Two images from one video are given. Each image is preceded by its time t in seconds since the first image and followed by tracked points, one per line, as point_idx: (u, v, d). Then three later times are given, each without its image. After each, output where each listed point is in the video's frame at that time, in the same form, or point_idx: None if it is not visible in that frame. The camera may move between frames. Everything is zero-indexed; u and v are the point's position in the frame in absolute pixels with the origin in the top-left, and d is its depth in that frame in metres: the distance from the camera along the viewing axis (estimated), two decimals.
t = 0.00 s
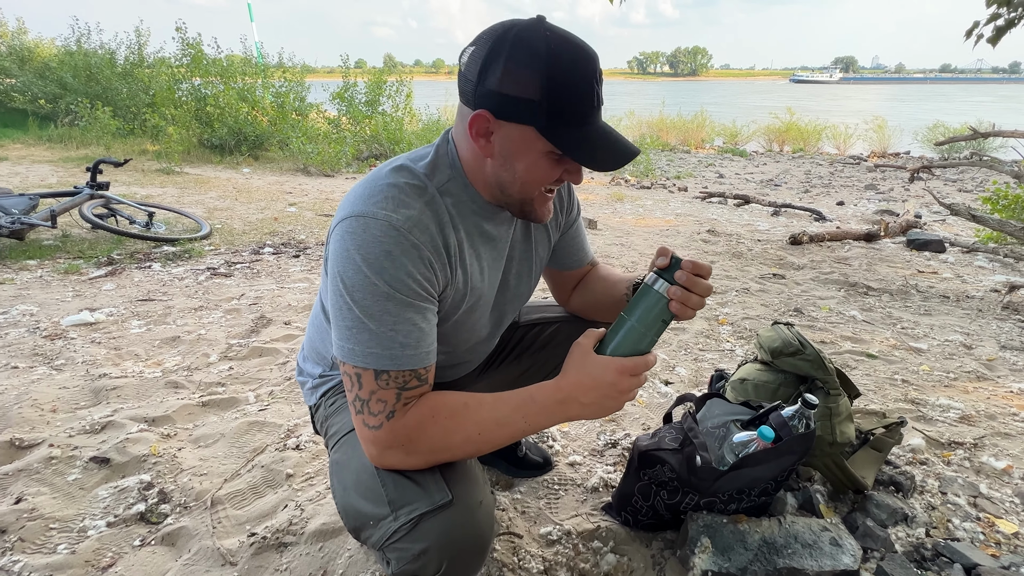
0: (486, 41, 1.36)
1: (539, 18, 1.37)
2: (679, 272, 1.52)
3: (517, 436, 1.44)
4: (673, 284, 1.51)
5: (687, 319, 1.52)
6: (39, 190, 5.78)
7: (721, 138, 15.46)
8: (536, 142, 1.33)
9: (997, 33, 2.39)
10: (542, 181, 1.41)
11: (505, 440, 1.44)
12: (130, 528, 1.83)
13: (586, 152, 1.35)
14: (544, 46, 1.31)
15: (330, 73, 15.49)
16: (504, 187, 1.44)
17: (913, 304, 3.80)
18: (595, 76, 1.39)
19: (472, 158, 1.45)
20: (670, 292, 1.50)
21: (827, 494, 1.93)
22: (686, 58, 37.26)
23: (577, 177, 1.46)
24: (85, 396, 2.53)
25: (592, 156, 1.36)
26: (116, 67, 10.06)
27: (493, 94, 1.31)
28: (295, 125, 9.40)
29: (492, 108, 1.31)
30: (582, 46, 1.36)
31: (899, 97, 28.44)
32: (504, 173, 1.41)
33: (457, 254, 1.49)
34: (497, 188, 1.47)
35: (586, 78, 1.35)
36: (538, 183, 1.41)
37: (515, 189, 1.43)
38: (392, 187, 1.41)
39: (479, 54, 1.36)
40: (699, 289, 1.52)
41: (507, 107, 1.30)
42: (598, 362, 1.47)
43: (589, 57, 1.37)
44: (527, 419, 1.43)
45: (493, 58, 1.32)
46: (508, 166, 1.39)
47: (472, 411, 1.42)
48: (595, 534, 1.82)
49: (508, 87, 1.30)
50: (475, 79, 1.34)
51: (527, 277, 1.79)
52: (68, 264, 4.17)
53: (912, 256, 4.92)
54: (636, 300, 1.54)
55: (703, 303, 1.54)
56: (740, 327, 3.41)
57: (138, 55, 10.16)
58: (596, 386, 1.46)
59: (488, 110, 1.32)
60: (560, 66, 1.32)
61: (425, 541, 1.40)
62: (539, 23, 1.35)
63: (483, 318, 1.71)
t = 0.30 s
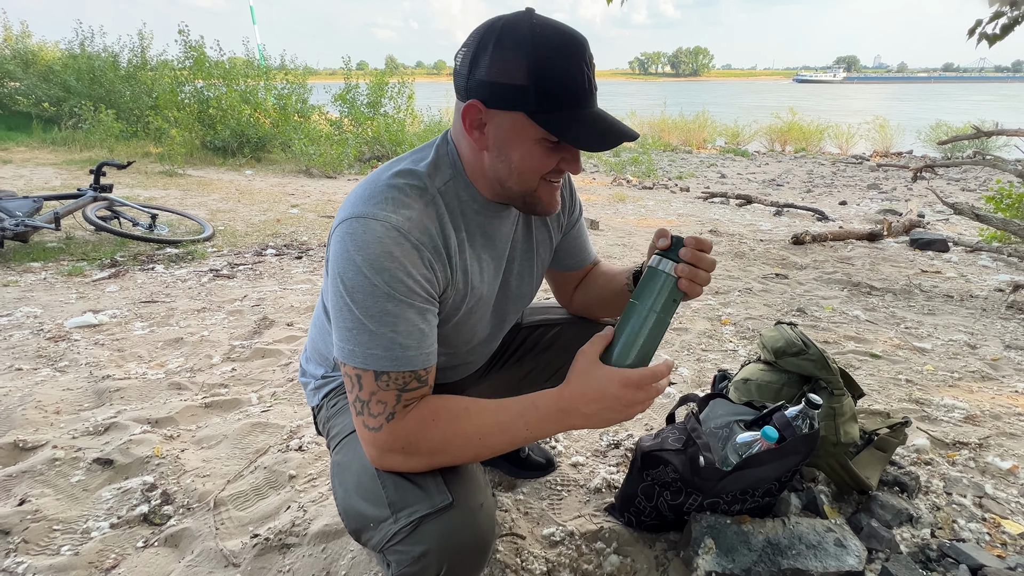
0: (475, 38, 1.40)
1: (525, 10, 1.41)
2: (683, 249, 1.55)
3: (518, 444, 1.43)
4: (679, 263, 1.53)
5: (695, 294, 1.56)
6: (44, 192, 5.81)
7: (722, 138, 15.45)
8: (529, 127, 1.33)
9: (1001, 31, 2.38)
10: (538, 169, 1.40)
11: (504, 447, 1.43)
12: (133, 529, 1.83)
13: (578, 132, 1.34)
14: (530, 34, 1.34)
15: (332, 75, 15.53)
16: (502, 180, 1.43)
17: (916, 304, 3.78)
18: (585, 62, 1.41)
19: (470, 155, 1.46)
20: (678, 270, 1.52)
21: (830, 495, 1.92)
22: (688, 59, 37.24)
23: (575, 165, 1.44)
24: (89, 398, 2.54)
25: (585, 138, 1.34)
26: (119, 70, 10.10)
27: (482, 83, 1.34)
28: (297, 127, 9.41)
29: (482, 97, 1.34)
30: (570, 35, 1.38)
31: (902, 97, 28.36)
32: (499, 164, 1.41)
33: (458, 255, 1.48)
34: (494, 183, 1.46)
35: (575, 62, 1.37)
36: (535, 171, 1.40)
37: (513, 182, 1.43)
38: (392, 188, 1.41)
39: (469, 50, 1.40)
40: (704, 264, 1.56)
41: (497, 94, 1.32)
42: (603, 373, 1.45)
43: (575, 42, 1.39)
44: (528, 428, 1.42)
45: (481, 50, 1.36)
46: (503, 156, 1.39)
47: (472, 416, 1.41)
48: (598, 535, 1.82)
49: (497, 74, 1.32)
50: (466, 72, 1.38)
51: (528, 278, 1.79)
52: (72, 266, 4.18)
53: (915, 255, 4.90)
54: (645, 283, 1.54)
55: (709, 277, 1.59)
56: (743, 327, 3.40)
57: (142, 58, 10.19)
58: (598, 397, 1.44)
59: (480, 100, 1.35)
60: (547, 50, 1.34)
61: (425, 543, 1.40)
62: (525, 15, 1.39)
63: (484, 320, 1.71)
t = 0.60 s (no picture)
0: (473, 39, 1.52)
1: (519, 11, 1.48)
2: (664, 227, 1.58)
3: (506, 415, 1.36)
4: (663, 242, 1.57)
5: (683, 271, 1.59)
6: (48, 196, 5.84)
7: (724, 139, 15.44)
8: (487, 98, 1.35)
9: (1004, 31, 2.37)
10: (497, 142, 1.37)
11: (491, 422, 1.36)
12: (137, 533, 1.84)
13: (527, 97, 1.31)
14: (506, 18, 1.40)
15: (333, 77, 15.56)
16: (473, 160, 1.44)
17: (919, 304, 3.77)
18: (562, 46, 1.40)
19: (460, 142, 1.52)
20: (665, 249, 1.56)
21: (833, 497, 1.92)
22: (689, 59, 37.22)
23: (540, 142, 1.38)
24: (93, 402, 2.55)
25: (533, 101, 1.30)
26: (122, 74, 10.14)
27: (463, 69, 1.44)
28: (300, 130, 9.43)
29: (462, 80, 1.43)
30: (546, 19, 1.40)
31: (904, 96, 28.29)
32: (471, 143, 1.43)
33: (459, 258, 1.49)
34: (472, 167, 1.47)
35: (548, 43, 1.38)
36: (495, 145, 1.37)
37: (479, 160, 1.41)
38: (395, 192, 1.42)
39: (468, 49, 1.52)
40: (688, 237, 1.57)
41: (469, 74, 1.40)
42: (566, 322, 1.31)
43: (554, 29, 1.40)
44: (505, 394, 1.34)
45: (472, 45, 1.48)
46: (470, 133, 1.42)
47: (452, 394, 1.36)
48: (600, 538, 1.82)
49: (473, 57, 1.41)
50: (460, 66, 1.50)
51: (530, 282, 1.80)
52: (76, 270, 4.20)
53: (918, 255, 4.89)
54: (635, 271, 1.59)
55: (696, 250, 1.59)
56: (745, 329, 3.40)
57: (145, 62, 10.24)
58: (566, 350, 1.29)
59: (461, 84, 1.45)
60: (517, 31, 1.38)
61: (427, 546, 1.40)
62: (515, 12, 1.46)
63: (487, 323, 1.71)
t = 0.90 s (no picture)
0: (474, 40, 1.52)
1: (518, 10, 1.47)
2: (632, 242, 1.52)
3: (519, 408, 1.43)
4: (632, 257, 1.53)
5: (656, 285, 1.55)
6: (51, 200, 5.86)
7: (726, 138, 15.42)
8: (484, 101, 1.35)
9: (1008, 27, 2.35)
10: (494, 145, 1.37)
11: (506, 418, 1.43)
12: (141, 535, 1.84)
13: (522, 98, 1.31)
14: (502, 19, 1.39)
15: (335, 79, 15.60)
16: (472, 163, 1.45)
17: (924, 303, 3.75)
18: (559, 46, 1.39)
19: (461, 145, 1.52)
20: (631, 266, 1.53)
21: (839, 497, 1.91)
22: (690, 59, 37.19)
23: (538, 144, 1.37)
24: (97, 404, 2.56)
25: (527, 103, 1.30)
26: (125, 78, 10.18)
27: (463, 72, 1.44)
28: (302, 132, 9.43)
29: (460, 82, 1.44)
30: (543, 19, 1.39)
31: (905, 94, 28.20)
32: (471, 145, 1.43)
33: (465, 259, 1.49)
34: (473, 169, 1.47)
35: (544, 43, 1.37)
36: (493, 147, 1.37)
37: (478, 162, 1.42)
38: (400, 192, 1.41)
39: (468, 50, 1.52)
40: (659, 251, 1.53)
41: (468, 77, 1.41)
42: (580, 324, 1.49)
43: (551, 28, 1.39)
44: (519, 388, 1.42)
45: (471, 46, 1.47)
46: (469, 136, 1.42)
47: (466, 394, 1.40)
48: (605, 539, 1.82)
49: (470, 60, 1.41)
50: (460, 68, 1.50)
51: (536, 282, 1.80)
52: (79, 273, 4.21)
53: (922, 254, 4.87)
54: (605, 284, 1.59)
55: (669, 263, 1.55)
56: (749, 328, 3.39)
57: (147, 66, 10.27)
58: (581, 347, 1.46)
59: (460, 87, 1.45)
60: (513, 32, 1.37)
61: (432, 548, 1.40)
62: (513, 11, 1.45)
63: (492, 324, 1.71)
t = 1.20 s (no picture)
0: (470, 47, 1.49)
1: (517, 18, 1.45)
2: (637, 247, 1.54)
3: (521, 417, 1.43)
4: (636, 262, 1.53)
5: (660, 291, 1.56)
6: (54, 204, 5.88)
7: (726, 138, 15.42)
8: (487, 117, 1.34)
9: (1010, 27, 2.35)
10: (499, 160, 1.36)
11: (507, 427, 1.43)
12: (145, 541, 1.85)
13: (526, 115, 1.30)
14: (503, 30, 1.37)
15: (335, 82, 15.61)
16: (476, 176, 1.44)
17: (926, 303, 3.75)
18: (561, 59, 1.39)
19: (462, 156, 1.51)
20: (637, 269, 1.53)
21: (842, 500, 1.91)
22: (691, 59, 37.19)
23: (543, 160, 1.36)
24: (101, 410, 2.56)
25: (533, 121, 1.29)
26: (126, 82, 10.21)
27: (462, 83, 1.42)
28: (303, 134, 9.43)
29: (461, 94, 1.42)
30: (543, 30, 1.38)
31: (905, 92, 28.18)
32: (474, 159, 1.42)
33: (466, 267, 1.49)
34: (475, 182, 1.47)
35: (547, 58, 1.37)
36: (497, 163, 1.37)
37: (483, 177, 1.42)
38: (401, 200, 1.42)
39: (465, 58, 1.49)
40: (663, 257, 1.54)
41: (468, 89, 1.39)
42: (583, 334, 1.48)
43: (552, 41, 1.39)
44: (522, 399, 1.42)
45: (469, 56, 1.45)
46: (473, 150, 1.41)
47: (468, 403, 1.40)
48: (608, 543, 1.82)
49: (471, 72, 1.39)
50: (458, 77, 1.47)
51: (538, 287, 1.80)
52: (82, 278, 4.23)
53: (924, 253, 4.86)
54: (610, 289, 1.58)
55: (672, 269, 1.56)
56: (750, 329, 3.39)
57: (149, 69, 10.30)
58: (584, 357, 1.45)
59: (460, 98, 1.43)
60: (515, 45, 1.36)
61: (435, 555, 1.40)
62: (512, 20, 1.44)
63: (493, 330, 1.71)
